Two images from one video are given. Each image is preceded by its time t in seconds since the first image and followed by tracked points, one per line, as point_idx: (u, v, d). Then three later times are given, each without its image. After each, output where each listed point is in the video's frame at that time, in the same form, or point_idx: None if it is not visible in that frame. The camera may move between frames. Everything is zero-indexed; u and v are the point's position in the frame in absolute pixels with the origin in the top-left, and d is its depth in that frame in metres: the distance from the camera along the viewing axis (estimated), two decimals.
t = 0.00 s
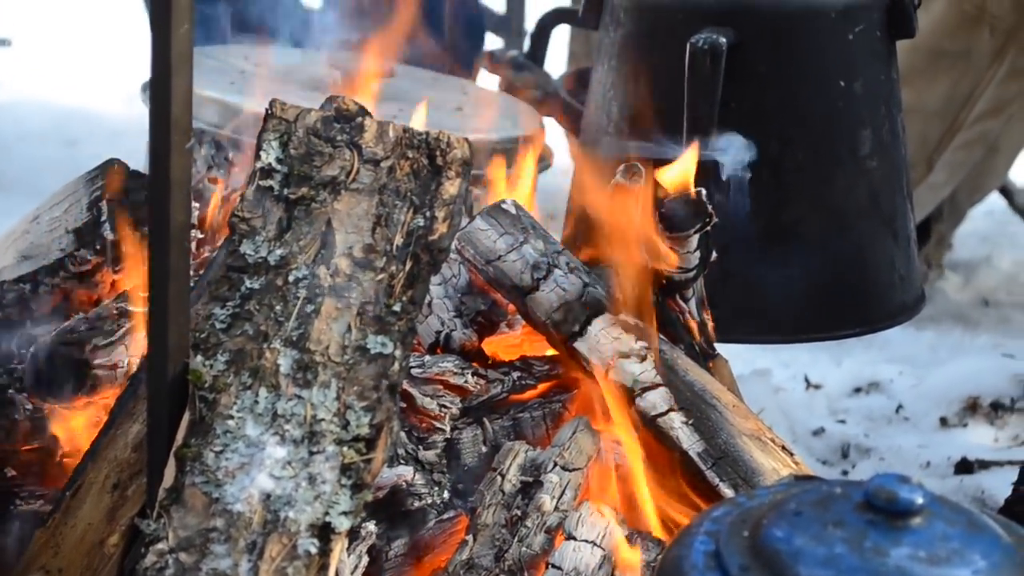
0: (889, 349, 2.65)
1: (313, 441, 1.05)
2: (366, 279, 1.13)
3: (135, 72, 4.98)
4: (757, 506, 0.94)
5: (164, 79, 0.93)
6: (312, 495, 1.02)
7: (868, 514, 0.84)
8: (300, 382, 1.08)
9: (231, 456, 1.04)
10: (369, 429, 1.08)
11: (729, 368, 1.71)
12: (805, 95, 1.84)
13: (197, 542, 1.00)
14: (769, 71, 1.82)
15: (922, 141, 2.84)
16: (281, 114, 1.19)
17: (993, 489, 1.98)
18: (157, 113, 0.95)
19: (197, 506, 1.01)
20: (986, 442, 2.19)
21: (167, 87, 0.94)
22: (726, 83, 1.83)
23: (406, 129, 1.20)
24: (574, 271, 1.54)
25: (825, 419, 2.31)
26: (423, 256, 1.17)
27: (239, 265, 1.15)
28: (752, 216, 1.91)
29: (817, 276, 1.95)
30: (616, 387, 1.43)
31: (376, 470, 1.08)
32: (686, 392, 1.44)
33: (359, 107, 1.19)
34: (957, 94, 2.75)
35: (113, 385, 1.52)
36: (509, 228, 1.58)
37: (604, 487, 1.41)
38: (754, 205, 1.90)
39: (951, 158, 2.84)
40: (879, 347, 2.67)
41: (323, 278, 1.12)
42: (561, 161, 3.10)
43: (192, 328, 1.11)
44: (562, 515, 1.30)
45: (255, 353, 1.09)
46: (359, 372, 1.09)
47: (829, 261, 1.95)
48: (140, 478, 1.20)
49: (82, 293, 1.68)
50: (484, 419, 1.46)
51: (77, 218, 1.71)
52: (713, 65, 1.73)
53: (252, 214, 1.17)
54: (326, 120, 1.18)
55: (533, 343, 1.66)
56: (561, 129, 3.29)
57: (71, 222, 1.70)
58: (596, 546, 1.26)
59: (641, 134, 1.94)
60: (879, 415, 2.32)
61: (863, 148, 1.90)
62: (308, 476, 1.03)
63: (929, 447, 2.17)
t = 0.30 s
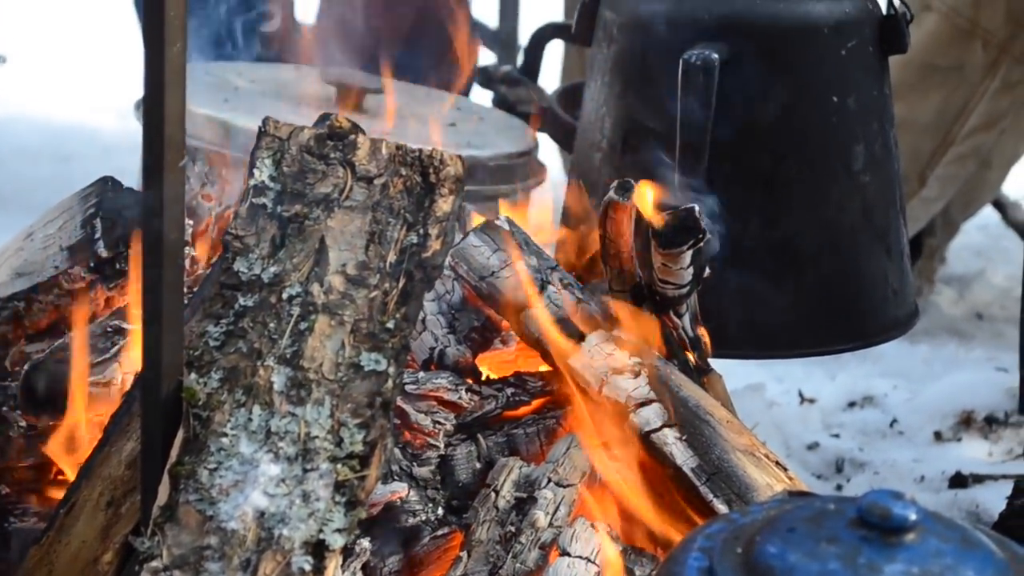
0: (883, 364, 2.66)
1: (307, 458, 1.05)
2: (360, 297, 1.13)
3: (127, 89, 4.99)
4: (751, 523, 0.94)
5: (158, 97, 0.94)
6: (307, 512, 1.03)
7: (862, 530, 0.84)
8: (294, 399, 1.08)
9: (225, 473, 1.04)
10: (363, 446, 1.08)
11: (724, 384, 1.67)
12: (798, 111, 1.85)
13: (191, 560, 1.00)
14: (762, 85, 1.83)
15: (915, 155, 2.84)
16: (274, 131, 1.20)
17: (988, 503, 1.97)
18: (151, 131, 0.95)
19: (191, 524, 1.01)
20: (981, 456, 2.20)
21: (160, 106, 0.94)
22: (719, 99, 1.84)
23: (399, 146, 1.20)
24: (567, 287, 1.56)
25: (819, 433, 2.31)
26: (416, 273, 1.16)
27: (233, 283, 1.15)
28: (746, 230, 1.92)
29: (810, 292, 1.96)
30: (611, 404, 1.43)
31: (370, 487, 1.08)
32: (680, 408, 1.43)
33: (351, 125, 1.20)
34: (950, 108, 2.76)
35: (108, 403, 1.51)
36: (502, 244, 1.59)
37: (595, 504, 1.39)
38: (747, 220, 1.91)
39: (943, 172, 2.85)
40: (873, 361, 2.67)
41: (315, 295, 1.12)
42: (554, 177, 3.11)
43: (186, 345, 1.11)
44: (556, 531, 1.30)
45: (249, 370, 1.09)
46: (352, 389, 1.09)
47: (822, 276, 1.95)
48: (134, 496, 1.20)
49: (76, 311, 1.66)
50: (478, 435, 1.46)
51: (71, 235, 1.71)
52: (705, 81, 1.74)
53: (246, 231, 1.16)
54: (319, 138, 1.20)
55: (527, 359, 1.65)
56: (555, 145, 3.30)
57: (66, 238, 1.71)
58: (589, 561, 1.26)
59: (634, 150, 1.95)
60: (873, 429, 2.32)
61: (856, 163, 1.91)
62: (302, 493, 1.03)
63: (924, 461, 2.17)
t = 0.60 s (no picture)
0: (875, 384, 2.66)
1: (298, 483, 1.06)
2: (352, 320, 1.12)
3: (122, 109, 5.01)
4: (741, 548, 0.94)
5: (150, 123, 0.95)
6: (297, 537, 1.04)
7: (852, 555, 0.85)
8: (285, 424, 1.08)
9: (216, 497, 1.05)
10: (354, 471, 1.09)
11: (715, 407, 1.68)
12: (788, 134, 1.86)
13: None
14: (752, 108, 1.85)
15: (907, 176, 2.85)
16: (266, 156, 1.19)
17: (979, 524, 1.97)
18: (142, 158, 0.96)
19: (182, 548, 1.03)
20: (972, 476, 2.20)
21: (151, 133, 0.95)
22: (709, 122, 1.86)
23: (391, 170, 1.18)
24: (560, 310, 1.57)
25: (811, 454, 2.31)
26: (409, 296, 1.16)
27: (224, 307, 1.15)
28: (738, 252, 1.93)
29: (801, 313, 1.97)
30: (602, 427, 1.44)
31: (361, 511, 1.10)
32: (671, 430, 1.43)
33: (343, 148, 1.18)
34: (941, 129, 2.78)
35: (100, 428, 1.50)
36: (495, 267, 1.60)
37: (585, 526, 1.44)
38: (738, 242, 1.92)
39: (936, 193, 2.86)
40: (865, 382, 2.68)
41: (307, 319, 1.12)
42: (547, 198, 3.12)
43: (177, 370, 1.11)
44: (548, 554, 1.31)
45: (241, 395, 1.10)
46: (344, 414, 1.10)
47: (814, 297, 1.96)
48: (125, 520, 1.21)
49: (68, 333, 1.69)
50: (469, 459, 1.46)
51: (63, 258, 1.71)
52: (697, 104, 1.76)
53: (238, 255, 1.16)
54: (310, 162, 1.17)
55: (519, 383, 1.67)
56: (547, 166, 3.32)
57: (58, 262, 1.71)
58: None
59: (625, 173, 1.96)
60: (865, 450, 2.33)
61: (847, 185, 1.92)
62: (293, 518, 1.05)
63: (915, 482, 2.18)
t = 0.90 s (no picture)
0: (867, 408, 2.67)
1: (291, 510, 1.08)
2: (343, 348, 1.13)
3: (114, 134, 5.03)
4: (733, 574, 0.93)
5: (143, 150, 0.96)
6: (290, 564, 1.06)
7: None
8: (277, 451, 1.09)
9: (209, 525, 1.07)
10: (346, 498, 1.10)
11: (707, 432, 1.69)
12: (780, 159, 1.88)
13: None
14: (744, 134, 1.87)
15: (897, 200, 2.87)
16: (258, 184, 1.16)
17: (971, 547, 1.97)
18: (135, 184, 0.97)
19: None
20: (964, 500, 2.21)
21: (144, 161, 0.96)
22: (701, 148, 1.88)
23: (382, 198, 1.17)
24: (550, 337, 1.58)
25: (803, 478, 2.32)
26: (399, 324, 1.17)
27: (216, 334, 1.14)
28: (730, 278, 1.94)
29: (794, 338, 1.98)
30: (594, 453, 1.44)
31: (353, 538, 1.11)
32: (663, 456, 1.44)
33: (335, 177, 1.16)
34: (931, 153, 2.81)
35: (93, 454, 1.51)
36: (485, 294, 1.62)
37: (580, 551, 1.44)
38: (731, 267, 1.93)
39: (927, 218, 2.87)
40: (858, 406, 2.68)
41: (299, 347, 1.12)
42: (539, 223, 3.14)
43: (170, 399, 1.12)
44: None
45: (233, 423, 1.10)
46: (336, 441, 1.11)
47: (805, 323, 1.97)
48: (119, 548, 1.21)
49: (61, 361, 1.66)
50: (461, 485, 1.46)
51: (55, 285, 1.75)
52: (688, 130, 1.78)
53: (229, 283, 1.16)
54: (302, 190, 1.15)
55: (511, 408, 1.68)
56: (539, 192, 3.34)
57: (51, 289, 1.75)
58: None
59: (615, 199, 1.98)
60: (857, 474, 2.33)
61: (838, 211, 1.94)
62: (286, 546, 1.06)
63: (908, 506, 2.18)
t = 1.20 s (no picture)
0: (863, 428, 2.67)
1: (287, 532, 1.08)
2: (340, 370, 1.13)
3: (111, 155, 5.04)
4: None
5: (140, 175, 0.96)
6: None
7: None
8: (274, 473, 1.10)
9: (205, 547, 1.07)
10: (342, 520, 1.11)
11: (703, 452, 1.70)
12: (775, 180, 1.89)
13: None
14: (739, 155, 1.88)
15: (893, 220, 2.88)
16: (255, 206, 1.16)
17: (968, 566, 1.97)
18: (132, 209, 0.98)
19: None
20: (961, 520, 2.21)
21: (140, 185, 0.97)
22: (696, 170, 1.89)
23: (378, 221, 1.17)
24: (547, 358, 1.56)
25: (800, 498, 2.32)
26: (395, 346, 1.17)
27: (213, 356, 1.15)
28: (725, 300, 1.95)
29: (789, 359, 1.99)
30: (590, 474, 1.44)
31: (349, 560, 1.12)
32: (658, 477, 1.44)
33: (331, 199, 1.14)
34: (927, 173, 2.82)
35: (88, 476, 1.50)
36: (482, 314, 1.61)
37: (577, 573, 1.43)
38: (726, 288, 1.94)
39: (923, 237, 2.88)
40: (854, 426, 2.69)
41: (296, 369, 1.13)
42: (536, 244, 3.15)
43: (166, 420, 1.13)
44: None
45: (229, 445, 1.11)
46: (332, 464, 1.12)
47: (800, 344, 1.98)
48: (114, 571, 1.22)
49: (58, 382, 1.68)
50: (458, 506, 1.47)
51: (52, 307, 1.74)
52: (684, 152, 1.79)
53: (226, 305, 1.16)
54: (299, 212, 1.15)
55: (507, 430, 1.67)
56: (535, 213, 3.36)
57: (48, 310, 1.73)
58: None
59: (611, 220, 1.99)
60: (854, 494, 2.33)
61: (834, 233, 1.95)
62: (282, 568, 1.07)
63: (904, 526, 2.18)
